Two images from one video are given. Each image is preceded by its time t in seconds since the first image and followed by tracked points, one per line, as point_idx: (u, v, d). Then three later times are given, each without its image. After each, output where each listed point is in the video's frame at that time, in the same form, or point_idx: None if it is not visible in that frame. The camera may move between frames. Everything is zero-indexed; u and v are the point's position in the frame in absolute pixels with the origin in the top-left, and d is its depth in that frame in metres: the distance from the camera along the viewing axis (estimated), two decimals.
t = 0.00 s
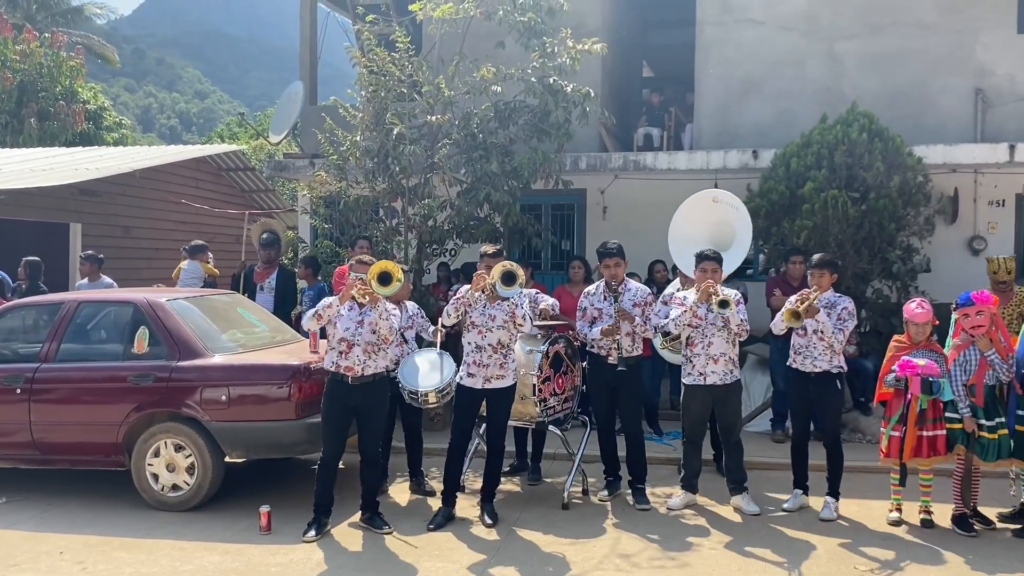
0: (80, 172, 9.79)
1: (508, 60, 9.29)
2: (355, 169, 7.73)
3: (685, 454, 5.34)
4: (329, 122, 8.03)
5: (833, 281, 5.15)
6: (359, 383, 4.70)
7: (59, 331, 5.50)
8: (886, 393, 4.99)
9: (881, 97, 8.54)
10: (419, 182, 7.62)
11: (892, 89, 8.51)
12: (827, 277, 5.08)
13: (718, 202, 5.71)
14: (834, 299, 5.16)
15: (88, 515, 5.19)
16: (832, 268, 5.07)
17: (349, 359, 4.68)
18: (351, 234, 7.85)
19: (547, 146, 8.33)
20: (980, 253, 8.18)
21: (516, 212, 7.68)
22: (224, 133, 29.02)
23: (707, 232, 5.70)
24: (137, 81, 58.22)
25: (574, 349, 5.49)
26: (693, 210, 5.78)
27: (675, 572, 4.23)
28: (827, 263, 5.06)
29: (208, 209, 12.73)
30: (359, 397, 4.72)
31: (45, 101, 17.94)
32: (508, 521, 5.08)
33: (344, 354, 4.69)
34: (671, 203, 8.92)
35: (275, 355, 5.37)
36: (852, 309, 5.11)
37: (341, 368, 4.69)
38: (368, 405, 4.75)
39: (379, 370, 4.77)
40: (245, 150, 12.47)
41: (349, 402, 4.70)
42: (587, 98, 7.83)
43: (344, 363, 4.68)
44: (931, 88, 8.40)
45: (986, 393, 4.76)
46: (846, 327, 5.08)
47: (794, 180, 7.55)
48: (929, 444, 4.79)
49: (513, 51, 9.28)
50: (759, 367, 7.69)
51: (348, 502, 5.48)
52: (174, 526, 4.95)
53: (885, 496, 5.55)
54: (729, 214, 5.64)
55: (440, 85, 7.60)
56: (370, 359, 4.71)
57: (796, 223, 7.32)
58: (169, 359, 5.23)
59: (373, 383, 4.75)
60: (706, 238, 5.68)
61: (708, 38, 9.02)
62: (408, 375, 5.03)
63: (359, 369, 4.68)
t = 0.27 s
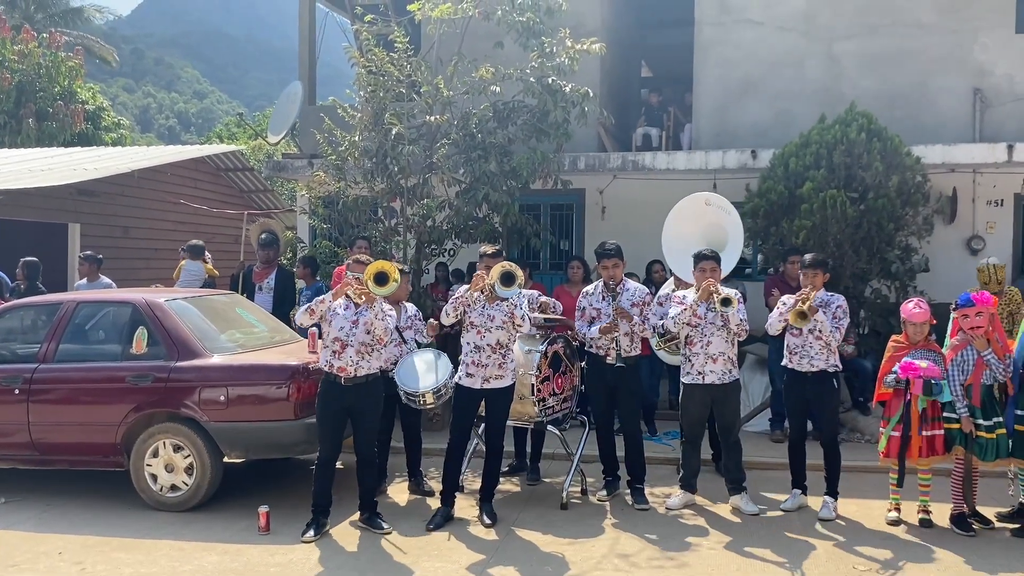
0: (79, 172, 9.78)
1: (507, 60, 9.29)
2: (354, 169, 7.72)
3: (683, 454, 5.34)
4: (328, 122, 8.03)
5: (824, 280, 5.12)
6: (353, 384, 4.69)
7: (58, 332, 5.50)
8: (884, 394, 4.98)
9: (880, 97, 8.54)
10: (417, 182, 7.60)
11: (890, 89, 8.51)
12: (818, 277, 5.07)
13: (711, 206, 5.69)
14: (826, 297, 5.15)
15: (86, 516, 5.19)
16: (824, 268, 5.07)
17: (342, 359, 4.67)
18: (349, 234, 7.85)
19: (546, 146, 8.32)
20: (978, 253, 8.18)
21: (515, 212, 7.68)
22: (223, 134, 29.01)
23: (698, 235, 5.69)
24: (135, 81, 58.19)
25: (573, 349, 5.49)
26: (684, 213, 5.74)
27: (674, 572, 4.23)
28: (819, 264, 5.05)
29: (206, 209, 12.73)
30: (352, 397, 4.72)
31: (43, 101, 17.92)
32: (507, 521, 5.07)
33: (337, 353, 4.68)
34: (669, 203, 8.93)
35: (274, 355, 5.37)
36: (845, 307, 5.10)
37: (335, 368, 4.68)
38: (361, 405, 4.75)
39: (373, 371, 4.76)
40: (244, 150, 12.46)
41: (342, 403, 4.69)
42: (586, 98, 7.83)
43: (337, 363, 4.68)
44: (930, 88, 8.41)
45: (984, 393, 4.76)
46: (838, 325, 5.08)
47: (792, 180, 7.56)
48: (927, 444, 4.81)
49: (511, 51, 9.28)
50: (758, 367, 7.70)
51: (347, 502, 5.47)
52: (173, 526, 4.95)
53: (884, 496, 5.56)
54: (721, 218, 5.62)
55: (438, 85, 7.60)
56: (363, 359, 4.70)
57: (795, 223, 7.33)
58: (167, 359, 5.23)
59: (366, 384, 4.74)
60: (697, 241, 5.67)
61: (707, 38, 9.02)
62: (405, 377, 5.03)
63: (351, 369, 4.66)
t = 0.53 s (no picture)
0: (78, 172, 9.77)
1: (505, 60, 9.30)
2: (352, 169, 7.71)
3: (682, 454, 5.34)
4: (326, 122, 8.02)
5: (817, 282, 5.12)
6: (347, 385, 4.69)
7: (55, 333, 5.49)
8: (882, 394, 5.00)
9: (878, 97, 8.55)
10: (416, 182, 7.59)
11: (889, 89, 8.51)
12: (812, 277, 5.09)
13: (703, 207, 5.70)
14: (823, 298, 5.17)
15: (85, 516, 5.18)
16: (818, 268, 5.08)
17: (335, 360, 4.67)
18: (348, 234, 7.85)
19: (544, 146, 8.32)
20: (977, 252, 8.19)
21: (514, 212, 7.68)
22: (222, 134, 29.00)
23: (692, 237, 5.69)
24: (134, 82, 58.16)
25: (572, 349, 5.48)
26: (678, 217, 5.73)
27: (673, 572, 4.23)
28: (812, 263, 5.06)
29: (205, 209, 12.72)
30: (347, 399, 4.71)
31: (41, 101, 17.91)
32: (506, 521, 5.07)
33: (330, 354, 4.67)
34: (668, 202, 8.93)
35: (272, 356, 5.37)
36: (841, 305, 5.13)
37: (328, 369, 4.67)
38: (356, 406, 4.74)
39: (366, 373, 4.76)
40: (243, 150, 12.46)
41: (337, 403, 4.69)
42: (584, 98, 7.83)
43: (330, 365, 4.67)
44: (929, 87, 8.41)
45: (982, 392, 4.76)
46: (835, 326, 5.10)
47: (791, 179, 7.56)
48: (925, 443, 4.82)
49: (510, 51, 9.28)
50: (757, 366, 7.70)
51: (345, 503, 5.47)
52: (172, 527, 4.94)
53: (882, 496, 5.56)
54: (714, 219, 5.62)
55: (437, 85, 7.59)
56: (357, 361, 4.70)
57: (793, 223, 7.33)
58: (166, 360, 5.23)
59: (359, 385, 4.73)
60: (691, 243, 5.66)
61: (706, 38, 9.02)
62: (404, 378, 5.02)
63: (345, 371, 4.66)
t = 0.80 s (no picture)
0: (76, 172, 9.77)
1: (504, 60, 9.30)
2: (351, 169, 7.71)
3: (680, 454, 5.34)
4: (324, 122, 8.02)
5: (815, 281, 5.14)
6: (339, 386, 4.69)
7: (54, 333, 5.49)
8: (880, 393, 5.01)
9: (876, 97, 8.55)
10: (415, 183, 7.59)
11: (887, 89, 8.52)
12: (809, 277, 5.11)
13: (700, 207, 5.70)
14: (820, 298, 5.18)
15: (83, 517, 5.18)
16: (814, 268, 5.10)
17: (329, 361, 4.67)
18: (347, 234, 7.86)
19: (543, 146, 8.32)
20: (975, 252, 8.19)
21: (513, 212, 7.69)
22: (221, 133, 29.00)
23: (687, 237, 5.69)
24: (133, 82, 58.14)
25: (571, 349, 5.48)
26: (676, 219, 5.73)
27: (672, 572, 4.23)
28: (808, 263, 5.08)
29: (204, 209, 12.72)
30: (340, 399, 4.71)
31: (40, 102, 17.90)
32: (505, 521, 5.07)
33: (324, 356, 4.67)
34: (667, 202, 8.93)
35: (271, 356, 5.37)
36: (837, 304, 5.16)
37: (321, 370, 4.67)
38: (350, 406, 4.74)
39: (359, 374, 4.75)
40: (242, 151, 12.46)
41: (330, 404, 4.69)
42: (583, 98, 7.83)
43: (323, 366, 4.67)
44: (928, 87, 8.41)
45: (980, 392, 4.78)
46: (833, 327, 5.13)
47: (790, 180, 7.56)
48: (924, 443, 4.81)
49: (509, 51, 9.29)
50: (755, 366, 7.70)
51: (344, 503, 5.47)
52: (171, 527, 4.95)
53: (881, 495, 5.56)
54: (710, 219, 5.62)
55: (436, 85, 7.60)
56: (349, 361, 4.71)
57: (792, 223, 7.34)
58: (164, 360, 5.22)
59: (352, 386, 4.73)
60: (689, 243, 5.66)
61: (705, 38, 9.03)
62: (402, 376, 5.01)
63: (337, 372, 4.66)
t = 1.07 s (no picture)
0: (75, 173, 9.77)
1: (503, 60, 9.31)
2: (350, 169, 7.71)
3: (678, 454, 5.34)
4: (323, 123, 8.02)
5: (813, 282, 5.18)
6: (332, 387, 4.70)
7: (53, 334, 5.49)
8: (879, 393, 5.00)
9: (874, 97, 8.56)
10: (414, 183, 7.60)
11: (886, 90, 8.53)
12: (807, 278, 5.14)
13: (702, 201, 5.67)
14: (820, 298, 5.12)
15: (82, 517, 5.19)
16: (813, 270, 5.14)
17: (320, 365, 4.66)
18: (346, 234, 7.86)
19: (542, 146, 8.32)
20: (974, 253, 8.20)
21: (511, 213, 7.69)
22: (220, 134, 29.01)
23: (690, 233, 5.70)
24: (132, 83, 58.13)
25: (569, 349, 5.48)
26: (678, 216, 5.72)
27: (670, 572, 4.23)
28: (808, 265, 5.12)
29: (204, 210, 12.73)
30: (337, 399, 4.73)
31: (39, 102, 17.90)
32: (503, 522, 5.08)
33: (315, 360, 4.66)
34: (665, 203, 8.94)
35: (270, 356, 5.37)
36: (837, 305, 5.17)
37: (312, 374, 4.65)
38: (345, 405, 4.77)
39: (350, 374, 4.78)
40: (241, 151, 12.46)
41: (324, 405, 4.68)
42: (581, 98, 7.84)
43: (315, 369, 4.66)
44: (926, 88, 8.42)
45: (978, 392, 4.80)
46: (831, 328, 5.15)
47: (788, 180, 7.56)
48: (922, 443, 4.82)
49: (508, 52, 9.29)
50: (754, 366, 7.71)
51: (343, 503, 5.47)
52: (170, 528, 4.95)
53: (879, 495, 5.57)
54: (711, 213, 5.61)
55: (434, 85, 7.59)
56: (341, 363, 4.72)
57: (791, 223, 7.34)
58: (163, 361, 5.22)
59: (344, 386, 4.75)
60: (692, 240, 5.67)
61: (703, 38, 9.03)
62: (400, 376, 5.02)
63: (330, 374, 4.66)
